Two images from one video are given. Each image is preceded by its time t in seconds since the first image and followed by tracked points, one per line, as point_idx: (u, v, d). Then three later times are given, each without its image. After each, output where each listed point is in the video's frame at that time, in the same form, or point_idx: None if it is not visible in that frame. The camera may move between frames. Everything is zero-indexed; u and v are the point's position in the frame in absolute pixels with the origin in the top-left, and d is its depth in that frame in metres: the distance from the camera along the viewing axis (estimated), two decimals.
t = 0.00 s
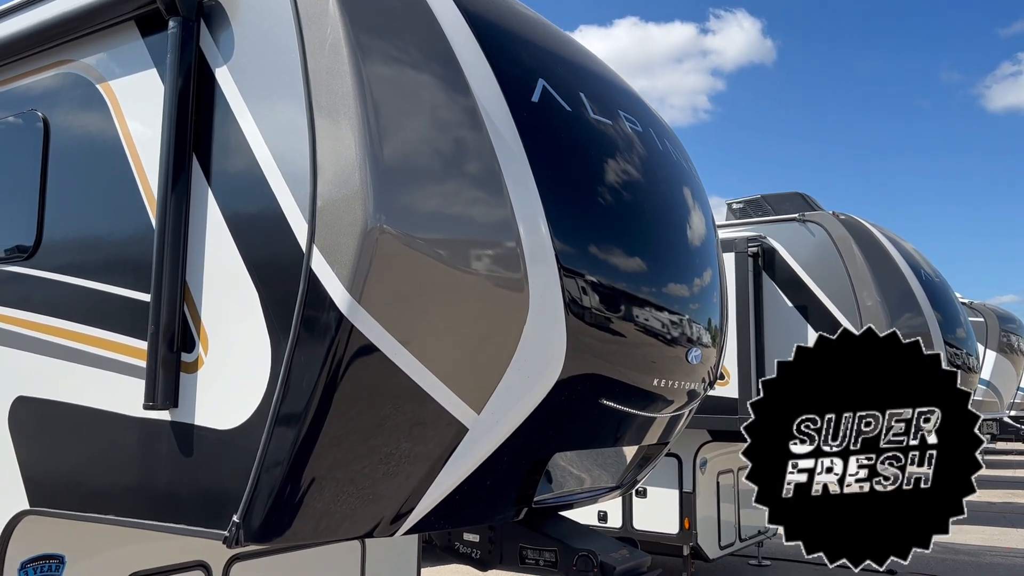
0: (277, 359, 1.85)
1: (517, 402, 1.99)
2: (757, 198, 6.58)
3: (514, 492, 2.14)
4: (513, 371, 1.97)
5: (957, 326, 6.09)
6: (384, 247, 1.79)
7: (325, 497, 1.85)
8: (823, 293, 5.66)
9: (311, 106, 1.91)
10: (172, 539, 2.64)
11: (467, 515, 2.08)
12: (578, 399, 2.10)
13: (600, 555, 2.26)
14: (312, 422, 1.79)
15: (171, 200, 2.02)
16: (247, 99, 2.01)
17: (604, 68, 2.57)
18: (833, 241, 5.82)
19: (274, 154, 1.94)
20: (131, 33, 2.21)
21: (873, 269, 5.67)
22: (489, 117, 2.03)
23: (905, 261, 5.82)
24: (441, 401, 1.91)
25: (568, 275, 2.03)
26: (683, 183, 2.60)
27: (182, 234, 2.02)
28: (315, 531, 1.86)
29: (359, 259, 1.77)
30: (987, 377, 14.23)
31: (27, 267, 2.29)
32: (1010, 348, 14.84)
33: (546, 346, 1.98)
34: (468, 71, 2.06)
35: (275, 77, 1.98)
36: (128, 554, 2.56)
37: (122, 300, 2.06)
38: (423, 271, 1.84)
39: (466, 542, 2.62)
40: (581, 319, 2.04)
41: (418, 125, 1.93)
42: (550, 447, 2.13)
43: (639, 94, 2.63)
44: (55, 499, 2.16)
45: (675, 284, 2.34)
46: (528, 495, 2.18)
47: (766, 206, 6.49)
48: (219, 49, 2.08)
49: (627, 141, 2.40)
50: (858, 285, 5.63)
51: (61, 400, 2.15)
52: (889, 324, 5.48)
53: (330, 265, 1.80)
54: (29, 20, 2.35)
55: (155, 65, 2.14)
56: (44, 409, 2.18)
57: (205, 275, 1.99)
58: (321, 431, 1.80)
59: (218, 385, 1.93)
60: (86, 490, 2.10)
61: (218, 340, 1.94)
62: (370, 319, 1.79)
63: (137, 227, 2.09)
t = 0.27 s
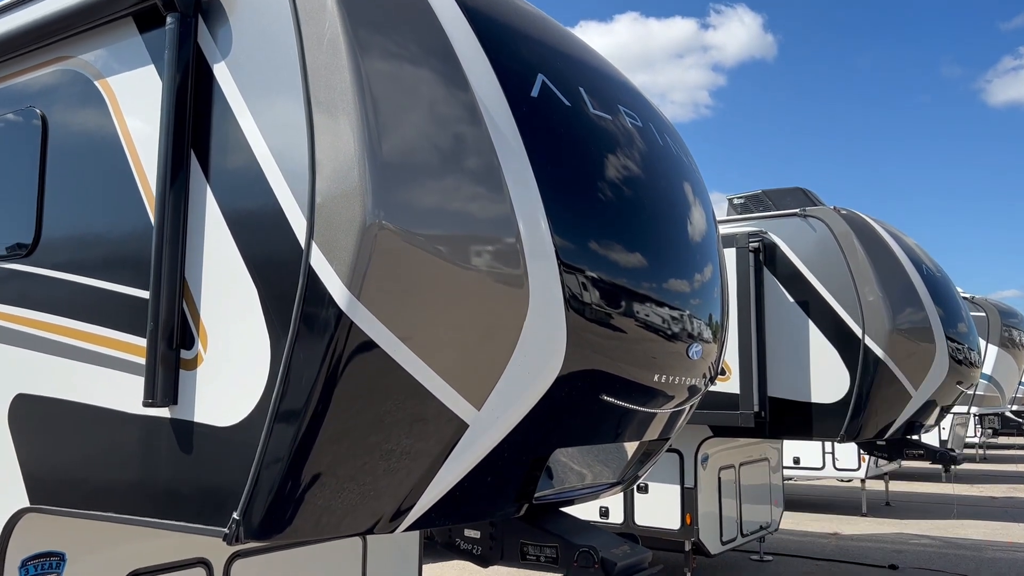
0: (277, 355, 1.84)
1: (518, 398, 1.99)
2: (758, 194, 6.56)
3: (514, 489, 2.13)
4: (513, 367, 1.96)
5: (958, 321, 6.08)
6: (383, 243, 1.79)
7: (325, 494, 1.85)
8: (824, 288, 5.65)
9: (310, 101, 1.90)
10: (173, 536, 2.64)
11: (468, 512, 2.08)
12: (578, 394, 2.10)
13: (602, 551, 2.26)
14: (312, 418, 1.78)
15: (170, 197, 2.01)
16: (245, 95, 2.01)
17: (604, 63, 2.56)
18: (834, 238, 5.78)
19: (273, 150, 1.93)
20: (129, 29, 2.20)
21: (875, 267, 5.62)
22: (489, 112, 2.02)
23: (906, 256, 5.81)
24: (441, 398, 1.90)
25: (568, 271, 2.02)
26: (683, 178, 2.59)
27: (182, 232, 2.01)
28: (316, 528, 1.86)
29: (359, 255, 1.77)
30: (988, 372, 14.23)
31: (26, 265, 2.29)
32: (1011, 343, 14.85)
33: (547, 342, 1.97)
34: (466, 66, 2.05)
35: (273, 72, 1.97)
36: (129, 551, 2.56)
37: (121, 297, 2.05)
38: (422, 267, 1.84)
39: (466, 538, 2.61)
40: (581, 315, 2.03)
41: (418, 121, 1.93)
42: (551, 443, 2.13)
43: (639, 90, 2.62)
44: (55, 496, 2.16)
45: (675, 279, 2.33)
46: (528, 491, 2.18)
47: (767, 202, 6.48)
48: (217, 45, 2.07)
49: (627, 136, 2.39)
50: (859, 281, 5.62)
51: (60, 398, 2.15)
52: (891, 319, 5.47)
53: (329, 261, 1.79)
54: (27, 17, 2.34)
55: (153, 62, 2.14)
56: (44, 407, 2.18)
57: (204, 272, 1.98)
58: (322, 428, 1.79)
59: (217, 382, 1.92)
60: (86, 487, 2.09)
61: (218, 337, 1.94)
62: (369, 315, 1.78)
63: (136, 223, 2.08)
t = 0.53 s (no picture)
0: (277, 351, 1.84)
1: (518, 393, 1.99)
2: (759, 188, 6.55)
3: (515, 483, 2.13)
4: (514, 362, 1.96)
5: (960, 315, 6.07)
6: (384, 238, 1.78)
7: (326, 489, 1.85)
8: (825, 283, 5.65)
9: (310, 96, 1.89)
10: (174, 532, 2.64)
11: (469, 507, 2.08)
12: (579, 389, 2.09)
13: (603, 546, 2.26)
14: (313, 413, 1.78)
15: (170, 193, 2.01)
16: (245, 90, 2.00)
17: (604, 57, 2.56)
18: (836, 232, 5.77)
19: (273, 145, 1.93)
20: (127, 24, 2.20)
21: (876, 260, 5.63)
22: (488, 106, 2.02)
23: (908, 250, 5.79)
24: (442, 393, 1.90)
25: (569, 265, 2.02)
26: (684, 172, 2.58)
27: (181, 227, 2.01)
28: (317, 523, 1.86)
29: (359, 250, 1.76)
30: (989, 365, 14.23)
31: (26, 261, 2.29)
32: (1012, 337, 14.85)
33: (548, 337, 1.97)
34: (466, 60, 2.04)
35: (273, 67, 1.97)
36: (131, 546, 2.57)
37: (121, 293, 2.05)
38: (423, 262, 1.84)
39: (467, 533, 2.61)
40: (582, 310, 2.03)
41: (418, 115, 1.92)
42: (552, 437, 2.13)
43: (640, 84, 2.62)
44: (57, 493, 2.16)
45: (676, 274, 2.33)
46: (530, 485, 2.18)
47: (767, 196, 6.47)
48: (216, 40, 2.06)
49: (628, 130, 2.38)
50: (861, 275, 5.61)
51: (61, 394, 2.14)
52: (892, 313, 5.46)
53: (329, 256, 1.79)
54: (26, 12, 2.33)
55: (152, 57, 2.13)
56: (44, 403, 2.18)
57: (204, 267, 1.98)
58: (322, 423, 1.79)
59: (218, 377, 1.92)
60: (87, 483, 2.09)
61: (218, 333, 1.93)
62: (370, 310, 1.78)
63: (136, 219, 2.08)
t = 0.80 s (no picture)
0: (279, 343, 1.83)
1: (521, 385, 1.98)
2: (761, 180, 6.53)
3: (518, 475, 2.13)
4: (517, 354, 1.95)
5: (962, 308, 6.06)
6: (386, 230, 1.77)
7: (329, 482, 1.84)
8: (827, 275, 5.65)
9: (311, 86, 1.88)
10: (177, 524, 2.64)
11: (471, 499, 2.07)
12: (582, 381, 2.09)
13: (607, 538, 2.26)
14: (315, 406, 1.77)
15: (171, 185, 2.00)
16: (246, 80, 1.99)
17: (607, 48, 2.54)
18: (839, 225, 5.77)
19: (273, 135, 1.92)
20: (127, 15, 2.18)
21: (879, 253, 5.61)
22: (491, 97, 2.01)
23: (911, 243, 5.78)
24: (445, 385, 1.89)
25: (572, 257, 2.01)
26: (687, 164, 2.57)
27: (182, 219, 2.00)
28: (319, 516, 1.85)
29: (361, 241, 1.75)
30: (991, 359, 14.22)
31: (26, 253, 2.28)
32: (1014, 330, 14.84)
33: (550, 328, 1.96)
34: (468, 51, 2.03)
35: (274, 58, 1.96)
36: (133, 538, 2.57)
37: (122, 285, 2.04)
38: (425, 254, 1.83)
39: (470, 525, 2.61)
40: (585, 302, 2.02)
41: (419, 106, 1.91)
42: (554, 430, 2.12)
43: (643, 75, 2.60)
44: (59, 486, 2.15)
45: (680, 266, 2.32)
46: (532, 478, 2.17)
47: (770, 188, 6.46)
48: (216, 30, 2.05)
49: (631, 122, 2.37)
50: (863, 268, 5.60)
51: (62, 386, 2.14)
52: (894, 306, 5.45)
53: (331, 247, 1.78)
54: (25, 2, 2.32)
55: (152, 48, 2.12)
56: (46, 395, 2.17)
57: (206, 259, 1.97)
58: (325, 415, 1.79)
59: (220, 370, 1.91)
60: (89, 475, 2.09)
61: (220, 325, 1.93)
62: (372, 302, 1.77)
63: (137, 211, 2.07)
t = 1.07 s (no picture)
0: (282, 336, 1.83)
1: (525, 378, 1.98)
2: (764, 173, 6.52)
3: (521, 467, 2.13)
4: (520, 347, 1.95)
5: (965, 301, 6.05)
6: (389, 222, 1.77)
7: (332, 475, 1.84)
8: (829, 269, 5.64)
9: (314, 78, 1.87)
10: (180, 518, 2.64)
11: (475, 491, 2.07)
12: (585, 374, 2.08)
13: (610, 530, 2.26)
14: (319, 399, 1.77)
15: (173, 177, 1.99)
16: (248, 72, 1.98)
17: (610, 39, 2.53)
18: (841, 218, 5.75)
19: (276, 127, 1.91)
20: (129, 7, 2.18)
21: (881, 246, 5.60)
22: (494, 89, 2.00)
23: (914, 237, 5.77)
24: (449, 378, 1.89)
25: (575, 249, 2.00)
26: (691, 157, 2.56)
27: (185, 212, 1.99)
28: (322, 509, 1.85)
29: (364, 234, 1.75)
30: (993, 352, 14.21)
31: (28, 246, 2.28)
32: (1016, 323, 14.83)
33: (554, 321, 1.96)
34: (471, 42, 2.02)
35: (276, 49, 1.95)
36: (137, 531, 2.57)
37: (125, 278, 2.04)
38: (428, 246, 1.82)
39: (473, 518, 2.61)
40: (588, 294, 2.02)
41: (422, 98, 1.90)
42: (557, 422, 2.12)
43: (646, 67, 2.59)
44: (63, 479, 2.15)
45: (683, 258, 2.31)
46: (535, 471, 2.17)
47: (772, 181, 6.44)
48: (218, 22, 2.04)
49: (634, 114, 2.36)
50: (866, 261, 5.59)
51: (64, 380, 2.14)
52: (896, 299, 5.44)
53: (334, 240, 1.77)
54: None
55: (154, 40, 2.11)
56: (48, 388, 2.17)
57: (209, 252, 1.97)
58: (328, 408, 1.78)
59: (223, 362, 1.91)
60: (92, 469, 2.09)
61: (223, 318, 1.92)
62: (376, 295, 1.77)
63: (139, 204, 2.07)
